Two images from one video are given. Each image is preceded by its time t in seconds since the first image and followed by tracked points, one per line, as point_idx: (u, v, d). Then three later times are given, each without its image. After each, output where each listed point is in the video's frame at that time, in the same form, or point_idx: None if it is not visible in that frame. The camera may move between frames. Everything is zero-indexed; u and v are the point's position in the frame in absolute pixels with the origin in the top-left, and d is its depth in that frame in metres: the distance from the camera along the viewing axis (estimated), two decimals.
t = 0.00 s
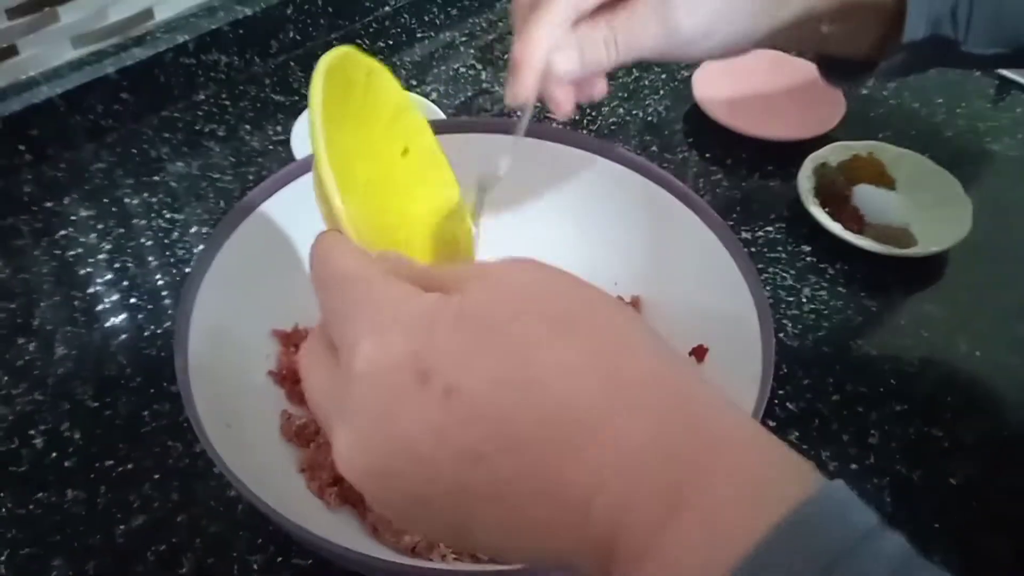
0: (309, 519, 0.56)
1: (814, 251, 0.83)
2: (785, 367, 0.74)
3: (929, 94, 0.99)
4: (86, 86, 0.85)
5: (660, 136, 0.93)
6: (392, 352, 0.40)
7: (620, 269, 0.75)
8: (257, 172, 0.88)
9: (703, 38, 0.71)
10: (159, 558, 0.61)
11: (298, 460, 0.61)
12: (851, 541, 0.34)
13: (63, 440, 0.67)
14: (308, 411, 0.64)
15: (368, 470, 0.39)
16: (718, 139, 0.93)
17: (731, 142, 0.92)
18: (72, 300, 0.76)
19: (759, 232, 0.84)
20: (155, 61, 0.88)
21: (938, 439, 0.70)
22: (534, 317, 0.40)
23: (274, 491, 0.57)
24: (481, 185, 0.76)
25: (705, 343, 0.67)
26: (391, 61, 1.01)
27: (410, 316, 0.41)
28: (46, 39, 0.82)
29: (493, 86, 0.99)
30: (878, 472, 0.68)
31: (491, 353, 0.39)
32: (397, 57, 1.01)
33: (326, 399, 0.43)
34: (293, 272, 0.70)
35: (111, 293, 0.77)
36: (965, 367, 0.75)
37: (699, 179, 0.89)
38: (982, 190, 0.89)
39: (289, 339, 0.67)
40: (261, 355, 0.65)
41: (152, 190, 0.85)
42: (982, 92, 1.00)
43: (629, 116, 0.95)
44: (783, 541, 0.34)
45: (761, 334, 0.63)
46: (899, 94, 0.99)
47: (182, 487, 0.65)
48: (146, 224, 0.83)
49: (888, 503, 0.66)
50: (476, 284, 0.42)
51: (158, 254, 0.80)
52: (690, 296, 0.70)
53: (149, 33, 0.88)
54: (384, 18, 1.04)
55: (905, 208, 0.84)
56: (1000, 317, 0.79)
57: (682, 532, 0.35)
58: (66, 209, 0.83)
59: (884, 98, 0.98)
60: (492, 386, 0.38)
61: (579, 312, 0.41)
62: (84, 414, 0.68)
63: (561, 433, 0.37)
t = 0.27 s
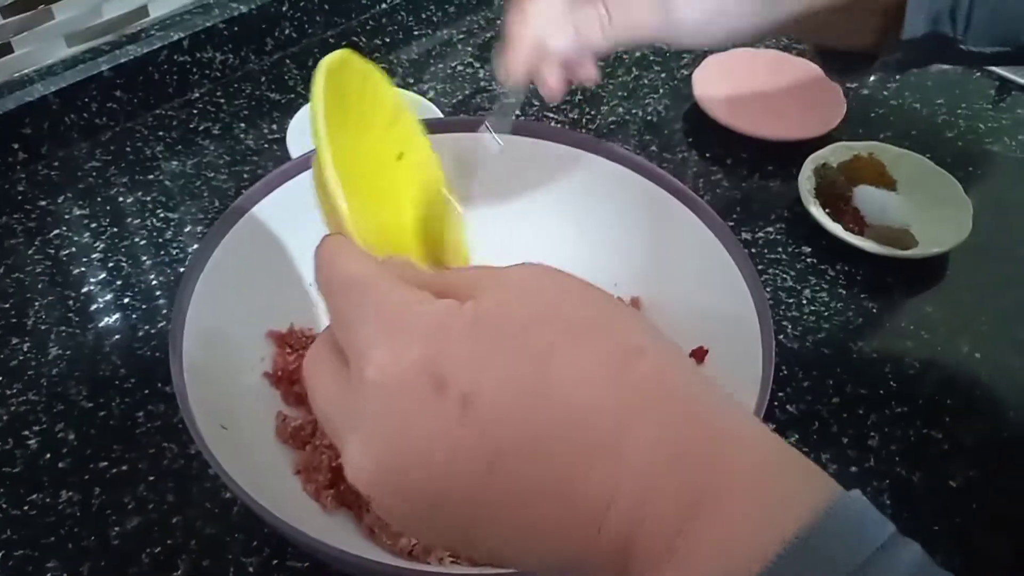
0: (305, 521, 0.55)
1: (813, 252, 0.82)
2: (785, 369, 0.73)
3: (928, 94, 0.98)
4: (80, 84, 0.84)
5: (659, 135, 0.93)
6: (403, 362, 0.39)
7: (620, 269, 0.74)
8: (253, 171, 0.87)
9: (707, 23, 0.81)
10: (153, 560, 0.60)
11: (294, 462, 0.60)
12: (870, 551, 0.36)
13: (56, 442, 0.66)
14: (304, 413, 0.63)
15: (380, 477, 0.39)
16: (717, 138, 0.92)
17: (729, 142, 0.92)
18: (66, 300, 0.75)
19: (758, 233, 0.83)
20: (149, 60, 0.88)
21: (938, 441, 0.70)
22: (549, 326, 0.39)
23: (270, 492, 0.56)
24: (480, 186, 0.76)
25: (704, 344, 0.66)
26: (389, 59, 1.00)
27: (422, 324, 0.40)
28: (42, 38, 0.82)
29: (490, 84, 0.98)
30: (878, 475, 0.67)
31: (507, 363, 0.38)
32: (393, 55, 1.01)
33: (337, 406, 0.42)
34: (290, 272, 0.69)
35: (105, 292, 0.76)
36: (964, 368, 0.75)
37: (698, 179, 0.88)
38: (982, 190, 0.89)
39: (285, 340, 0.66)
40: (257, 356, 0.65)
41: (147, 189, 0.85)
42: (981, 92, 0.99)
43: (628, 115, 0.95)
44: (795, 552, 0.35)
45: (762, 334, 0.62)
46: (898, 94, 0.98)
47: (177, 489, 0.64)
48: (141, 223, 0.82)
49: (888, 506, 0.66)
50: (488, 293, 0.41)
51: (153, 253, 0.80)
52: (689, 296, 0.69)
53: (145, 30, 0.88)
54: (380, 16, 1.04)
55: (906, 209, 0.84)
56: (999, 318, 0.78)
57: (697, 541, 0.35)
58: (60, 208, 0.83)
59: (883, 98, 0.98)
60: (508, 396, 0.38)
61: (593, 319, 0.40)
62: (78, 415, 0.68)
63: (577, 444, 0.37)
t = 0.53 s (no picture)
0: (307, 521, 0.55)
1: (815, 251, 0.82)
2: (787, 368, 0.73)
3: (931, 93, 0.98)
4: (82, 83, 0.84)
5: (661, 135, 0.93)
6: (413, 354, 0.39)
7: (621, 269, 0.74)
8: (255, 170, 0.87)
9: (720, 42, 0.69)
10: (155, 560, 0.60)
11: (295, 461, 0.60)
12: (872, 543, 0.33)
13: (58, 441, 0.66)
14: (306, 412, 0.63)
15: (394, 467, 0.39)
16: (720, 138, 0.92)
17: (732, 141, 0.92)
18: (68, 299, 0.75)
19: (760, 232, 0.83)
20: (151, 59, 0.88)
21: (941, 441, 0.70)
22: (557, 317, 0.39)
23: (271, 491, 0.56)
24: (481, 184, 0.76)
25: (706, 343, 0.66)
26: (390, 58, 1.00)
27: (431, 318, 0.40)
28: (43, 37, 0.81)
29: (492, 83, 0.98)
30: (881, 475, 0.67)
31: (513, 357, 0.38)
32: (395, 54, 1.01)
33: (348, 399, 0.42)
34: (291, 271, 0.69)
35: (107, 291, 0.76)
36: (967, 368, 0.74)
37: (701, 179, 0.88)
38: (985, 190, 0.88)
39: (287, 339, 0.66)
40: (258, 355, 0.65)
41: (149, 188, 0.85)
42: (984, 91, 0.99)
43: (630, 115, 0.95)
44: (802, 546, 0.32)
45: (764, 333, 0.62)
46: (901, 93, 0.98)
47: (179, 488, 0.64)
48: (142, 222, 0.82)
49: (890, 506, 0.66)
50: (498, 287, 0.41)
51: (154, 252, 0.80)
52: (691, 295, 0.69)
53: (147, 29, 0.88)
54: (382, 15, 1.03)
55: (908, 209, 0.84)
56: (1002, 318, 0.78)
57: (699, 533, 0.34)
58: (62, 207, 0.82)
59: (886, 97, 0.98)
60: (515, 392, 0.38)
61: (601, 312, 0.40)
62: (80, 414, 0.68)
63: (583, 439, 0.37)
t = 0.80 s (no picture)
0: (308, 521, 0.55)
1: (819, 252, 0.82)
2: (790, 369, 0.73)
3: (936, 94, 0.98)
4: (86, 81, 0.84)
5: (664, 134, 0.92)
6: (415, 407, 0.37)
7: (625, 270, 0.74)
8: (258, 169, 0.87)
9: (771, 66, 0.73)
10: (158, 558, 0.61)
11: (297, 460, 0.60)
12: (815, 545, 0.40)
13: (61, 439, 0.66)
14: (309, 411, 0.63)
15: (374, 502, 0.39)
16: (724, 138, 0.92)
17: (736, 142, 0.92)
18: (71, 298, 0.76)
19: (764, 233, 0.83)
20: (155, 58, 0.88)
21: (944, 442, 0.70)
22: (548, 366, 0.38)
23: (273, 491, 0.56)
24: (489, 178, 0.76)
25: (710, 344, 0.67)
26: (394, 58, 1.00)
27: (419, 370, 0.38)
28: (47, 35, 0.81)
29: (496, 83, 0.98)
30: (884, 476, 0.67)
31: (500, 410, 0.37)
32: (399, 54, 1.01)
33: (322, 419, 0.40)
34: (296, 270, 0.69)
35: (110, 290, 0.76)
36: (971, 369, 0.74)
37: (704, 179, 0.88)
38: (989, 191, 0.88)
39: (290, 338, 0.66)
40: (261, 353, 0.64)
41: (153, 187, 0.85)
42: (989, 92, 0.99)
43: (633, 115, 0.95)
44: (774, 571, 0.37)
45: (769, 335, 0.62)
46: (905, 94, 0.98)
47: (182, 487, 0.64)
48: (146, 221, 0.82)
49: (893, 507, 0.66)
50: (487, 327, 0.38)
51: (158, 251, 0.80)
52: (695, 297, 0.69)
53: (151, 28, 0.87)
54: (386, 14, 1.03)
55: (913, 210, 0.84)
56: (1006, 319, 0.78)
57: None
58: (66, 206, 0.83)
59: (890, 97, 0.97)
60: (490, 459, 0.36)
61: (579, 336, 0.39)
62: (83, 413, 0.68)
63: (558, 492, 0.36)
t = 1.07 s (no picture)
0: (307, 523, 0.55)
1: (818, 251, 0.82)
2: (790, 368, 0.73)
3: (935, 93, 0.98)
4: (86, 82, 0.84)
5: (664, 134, 0.93)
6: (455, 530, 0.42)
7: (623, 270, 0.74)
8: (258, 170, 0.87)
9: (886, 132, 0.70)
10: (157, 558, 0.61)
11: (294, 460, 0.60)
12: None
13: (61, 439, 0.66)
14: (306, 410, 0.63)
15: None
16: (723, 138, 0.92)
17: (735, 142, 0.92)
18: (71, 298, 0.76)
19: (763, 232, 0.83)
20: (155, 58, 0.88)
21: (943, 441, 0.70)
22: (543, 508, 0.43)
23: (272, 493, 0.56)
24: (482, 180, 0.75)
25: (710, 344, 0.67)
26: (394, 57, 1.00)
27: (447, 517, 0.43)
28: (47, 35, 0.81)
29: (495, 83, 0.98)
30: (883, 475, 0.67)
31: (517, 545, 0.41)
32: (398, 53, 1.01)
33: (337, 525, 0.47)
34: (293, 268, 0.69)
35: (110, 290, 0.76)
36: (970, 369, 0.74)
37: (704, 179, 0.88)
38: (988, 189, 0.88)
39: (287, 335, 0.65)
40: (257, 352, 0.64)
41: (152, 187, 0.85)
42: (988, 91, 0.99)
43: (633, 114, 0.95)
44: None
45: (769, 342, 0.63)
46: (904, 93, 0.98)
47: (181, 486, 0.64)
48: (146, 221, 0.82)
49: (892, 506, 0.66)
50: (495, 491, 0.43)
51: (157, 251, 0.80)
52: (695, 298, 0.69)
53: (150, 28, 0.87)
54: (385, 14, 1.03)
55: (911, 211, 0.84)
56: (1005, 318, 0.78)
57: None
58: (65, 206, 0.83)
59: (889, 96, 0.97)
60: None
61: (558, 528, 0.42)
62: (82, 413, 0.68)
63: None
